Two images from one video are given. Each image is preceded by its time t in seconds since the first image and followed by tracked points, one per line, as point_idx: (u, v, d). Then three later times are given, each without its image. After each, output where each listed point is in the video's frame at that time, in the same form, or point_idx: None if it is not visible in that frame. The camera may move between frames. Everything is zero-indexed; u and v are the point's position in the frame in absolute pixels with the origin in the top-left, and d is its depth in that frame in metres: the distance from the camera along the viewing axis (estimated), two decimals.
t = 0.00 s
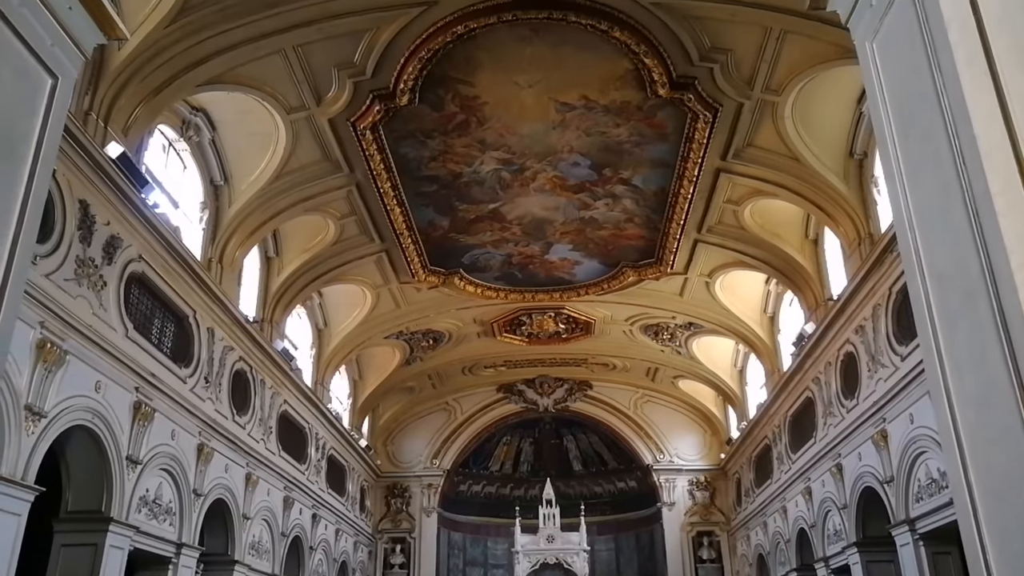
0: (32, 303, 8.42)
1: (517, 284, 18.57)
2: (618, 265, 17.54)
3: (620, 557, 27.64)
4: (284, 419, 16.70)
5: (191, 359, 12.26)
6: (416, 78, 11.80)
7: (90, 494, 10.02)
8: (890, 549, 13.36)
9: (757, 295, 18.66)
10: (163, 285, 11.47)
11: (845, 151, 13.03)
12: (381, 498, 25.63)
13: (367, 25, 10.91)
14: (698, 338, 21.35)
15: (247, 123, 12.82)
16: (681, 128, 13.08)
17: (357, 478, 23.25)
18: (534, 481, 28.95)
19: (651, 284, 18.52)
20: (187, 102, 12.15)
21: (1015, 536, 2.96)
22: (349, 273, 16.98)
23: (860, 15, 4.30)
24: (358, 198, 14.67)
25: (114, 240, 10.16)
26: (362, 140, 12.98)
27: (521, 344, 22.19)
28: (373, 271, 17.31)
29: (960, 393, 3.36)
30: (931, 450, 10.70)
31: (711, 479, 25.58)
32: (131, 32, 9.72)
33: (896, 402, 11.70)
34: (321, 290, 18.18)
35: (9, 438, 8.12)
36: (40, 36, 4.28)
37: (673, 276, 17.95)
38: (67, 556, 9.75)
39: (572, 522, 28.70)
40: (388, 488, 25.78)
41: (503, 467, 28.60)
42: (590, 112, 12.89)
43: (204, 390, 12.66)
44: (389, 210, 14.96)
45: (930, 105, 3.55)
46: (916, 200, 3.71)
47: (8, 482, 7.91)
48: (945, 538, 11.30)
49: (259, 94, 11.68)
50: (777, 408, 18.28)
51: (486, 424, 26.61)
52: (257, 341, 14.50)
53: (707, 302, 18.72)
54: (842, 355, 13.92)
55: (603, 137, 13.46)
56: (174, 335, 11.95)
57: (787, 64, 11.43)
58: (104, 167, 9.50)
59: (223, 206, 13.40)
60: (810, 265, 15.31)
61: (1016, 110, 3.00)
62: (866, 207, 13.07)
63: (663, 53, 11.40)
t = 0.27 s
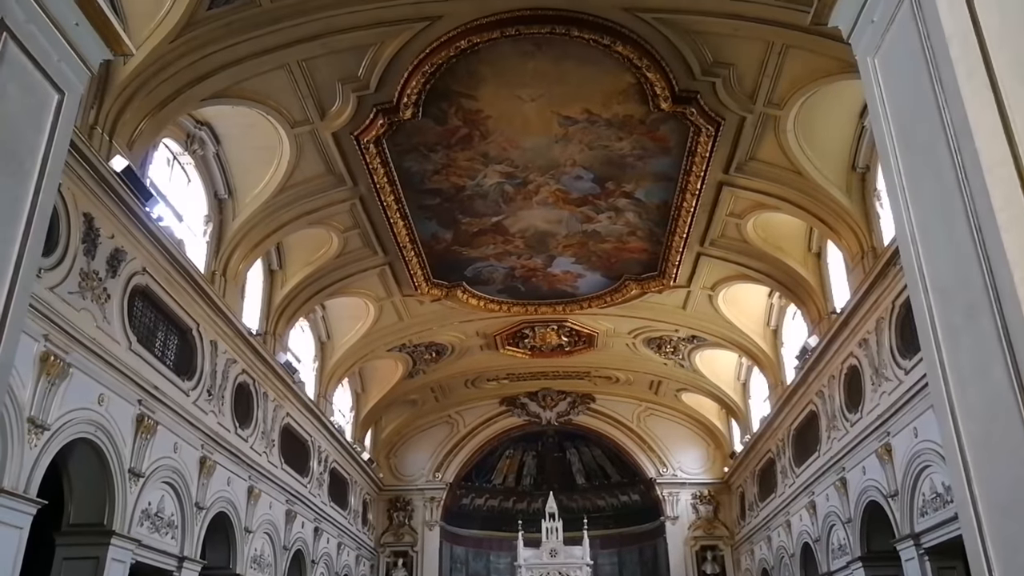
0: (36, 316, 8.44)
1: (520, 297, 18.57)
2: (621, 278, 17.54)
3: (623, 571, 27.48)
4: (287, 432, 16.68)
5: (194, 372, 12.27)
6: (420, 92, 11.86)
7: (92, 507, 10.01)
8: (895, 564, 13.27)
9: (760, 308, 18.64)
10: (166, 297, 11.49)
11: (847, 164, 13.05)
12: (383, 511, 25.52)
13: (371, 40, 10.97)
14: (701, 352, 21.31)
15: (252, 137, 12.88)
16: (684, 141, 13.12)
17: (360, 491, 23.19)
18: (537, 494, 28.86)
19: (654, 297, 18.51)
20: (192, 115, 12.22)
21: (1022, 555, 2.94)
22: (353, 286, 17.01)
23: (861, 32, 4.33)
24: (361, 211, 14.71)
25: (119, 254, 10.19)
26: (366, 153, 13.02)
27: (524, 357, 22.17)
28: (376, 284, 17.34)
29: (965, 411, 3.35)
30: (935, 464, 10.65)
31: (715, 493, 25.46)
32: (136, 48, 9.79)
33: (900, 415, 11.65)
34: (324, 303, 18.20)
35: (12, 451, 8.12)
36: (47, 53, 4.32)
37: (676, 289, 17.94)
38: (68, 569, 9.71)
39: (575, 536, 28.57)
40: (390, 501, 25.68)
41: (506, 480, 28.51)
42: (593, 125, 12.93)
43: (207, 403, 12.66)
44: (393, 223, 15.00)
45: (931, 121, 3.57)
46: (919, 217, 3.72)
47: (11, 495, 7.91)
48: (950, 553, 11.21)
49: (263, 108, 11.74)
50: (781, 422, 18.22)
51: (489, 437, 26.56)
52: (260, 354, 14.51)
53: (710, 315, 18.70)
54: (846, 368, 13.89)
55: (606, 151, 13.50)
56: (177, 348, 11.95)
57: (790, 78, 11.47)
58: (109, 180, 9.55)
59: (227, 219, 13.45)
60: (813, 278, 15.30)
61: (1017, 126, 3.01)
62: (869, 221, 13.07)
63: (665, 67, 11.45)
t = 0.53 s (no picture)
0: (42, 325, 8.46)
1: (524, 304, 18.57)
2: (625, 284, 17.54)
3: None
4: (292, 439, 16.68)
5: (199, 380, 12.29)
6: (424, 100, 11.89)
7: (97, 515, 10.02)
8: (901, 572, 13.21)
9: (765, 314, 18.60)
10: (171, 305, 11.52)
11: (851, 170, 13.04)
12: (388, 518, 25.48)
13: (375, 48, 11.02)
14: (706, 358, 21.28)
15: (256, 145, 12.92)
16: (687, 148, 13.12)
17: (364, 498, 23.16)
18: (542, 501, 28.81)
19: (659, 303, 18.49)
20: (197, 124, 12.26)
21: None
22: (357, 293, 17.03)
23: (864, 39, 4.34)
24: (365, 219, 14.74)
25: (124, 262, 10.22)
26: (370, 161, 13.06)
27: (529, 364, 22.16)
28: (381, 291, 17.36)
29: (971, 418, 3.34)
30: (942, 470, 10.60)
31: (720, 500, 25.38)
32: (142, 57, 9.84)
33: (906, 421, 11.61)
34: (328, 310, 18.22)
35: (18, 459, 8.14)
36: (52, 62, 4.34)
37: (680, 295, 17.93)
38: None
39: (580, 543, 28.50)
40: (394, 508, 25.64)
41: (511, 487, 28.46)
42: (597, 132, 12.95)
43: (212, 411, 12.68)
44: (397, 231, 15.02)
45: (935, 127, 3.57)
46: (923, 224, 3.72)
47: (17, 503, 7.92)
48: (957, 560, 11.15)
49: (268, 116, 11.78)
50: (786, 428, 18.17)
51: (494, 444, 26.54)
52: (264, 361, 14.53)
53: (714, 321, 18.68)
54: (851, 374, 13.85)
55: (610, 157, 13.51)
56: (182, 356, 11.97)
57: (793, 84, 11.48)
58: (113, 189, 9.58)
59: (231, 227, 13.48)
60: (817, 284, 15.28)
61: (1021, 132, 3.01)
62: (873, 227, 13.05)
63: (669, 74, 11.46)
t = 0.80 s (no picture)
0: (41, 336, 8.45)
1: (524, 314, 18.56)
2: (625, 295, 17.54)
3: None
4: (291, 451, 16.64)
5: (198, 392, 12.27)
6: (423, 111, 11.92)
7: (96, 527, 9.99)
8: None
9: (765, 325, 18.60)
10: (171, 317, 11.52)
11: (850, 180, 13.06)
12: (387, 530, 25.35)
13: (375, 59, 11.06)
14: (706, 369, 21.25)
15: (256, 156, 12.95)
16: (686, 158, 13.15)
17: (364, 510, 23.08)
18: (542, 512, 28.73)
19: (658, 313, 18.48)
20: (197, 135, 12.29)
21: None
22: (357, 304, 17.03)
23: (861, 50, 4.35)
24: (365, 230, 14.75)
25: (123, 273, 10.23)
26: (370, 172, 13.08)
27: (528, 374, 22.13)
28: (380, 302, 17.35)
29: (971, 430, 3.33)
30: (943, 481, 10.56)
31: (721, 511, 25.29)
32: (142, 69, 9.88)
33: (906, 431, 11.57)
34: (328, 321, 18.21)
35: (17, 471, 8.12)
36: (52, 75, 4.36)
37: (680, 306, 17.92)
38: None
39: (580, 555, 28.41)
40: (394, 520, 25.52)
41: (511, 499, 28.37)
42: (596, 143, 12.97)
43: (211, 422, 12.66)
44: (396, 242, 15.03)
45: (933, 138, 3.57)
46: (922, 234, 3.72)
47: (16, 515, 7.90)
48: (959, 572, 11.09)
49: (268, 128, 11.81)
50: (786, 438, 18.13)
51: (494, 455, 26.48)
52: (264, 373, 14.51)
53: (714, 331, 18.67)
54: (851, 385, 13.83)
55: (609, 168, 13.54)
56: (182, 367, 11.95)
57: (792, 95, 11.51)
58: (113, 201, 9.60)
59: (231, 238, 13.49)
60: (817, 294, 15.28)
61: (1019, 143, 3.01)
62: (872, 237, 13.06)
63: (668, 85, 11.49)
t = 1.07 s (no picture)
0: (41, 350, 8.45)
1: (524, 329, 18.55)
2: (625, 309, 17.54)
3: None
4: (290, 465, 16.58)
5: (197, 406, 12.25)
6: (424, 127, 11.97)
7: (94, 542, 9.94)
8: None
9: (765, 340, 18.57)
10: (171, 330, 11.52)
11: (850, 196, 13.08)
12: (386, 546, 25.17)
13: (377, 75, 11.12)
14: (707, 384, 21.21)
15: (258, 171, 12.98)
16: (687, 173, 13.18)
17: (363, 525, 22.97)
18: (542, 528, 28.59)
19: (659, 328, 18.47)
20: (199, 149, 12.34)
21: None
22: (357, 318, 17.03)
23: (861, 67, 4.37)
24: (366, 244, 14.77)
25: (124, 287, 10.24)
26: (371, 187, 13.12)
27: (529, 389, 22.09)
28: (380, 316, 17.35)
29: (972, 447, 3.32)
30: (944, 497, 10.50)
31: (722, 527, 25.16)
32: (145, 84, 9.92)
33: (908, 447, 11.53)
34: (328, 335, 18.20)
35: (15, 486, 8.09)
36: (56, 91, 4.38)
37: (680, 321, 17.92)
38: None
39: (580, 571, 28.27)
40: (393, 535, 25.37)
41: (511, 514, 28.24)
42: (596, 158, 13.02)
43: (210, 436, 12.63)
44: (397, 256, 15.05)
45: (933, 155, 3.58)
46: (922, 251, 3.72)
47: (13, 529, 7.86)
48: None
49: (270, 143, 11.85)
50: (787, 454, 18.06)
51: (494, 470, 26.40)
52: (264, 387, 14.50)
53: (714, 346, 18.65)
54: (852, 400, 13.80)
55: (610, 183, 13.57)
56: (181, 381, 11.93)
57: (791, 110, 11.56)
58: (115, 215, 9.63)
59: (232, 252, 13.51)
60: (818, 309, 15.28)
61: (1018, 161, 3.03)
62: (873, 252, 13.08)
63: (668, 100, 11.54)
